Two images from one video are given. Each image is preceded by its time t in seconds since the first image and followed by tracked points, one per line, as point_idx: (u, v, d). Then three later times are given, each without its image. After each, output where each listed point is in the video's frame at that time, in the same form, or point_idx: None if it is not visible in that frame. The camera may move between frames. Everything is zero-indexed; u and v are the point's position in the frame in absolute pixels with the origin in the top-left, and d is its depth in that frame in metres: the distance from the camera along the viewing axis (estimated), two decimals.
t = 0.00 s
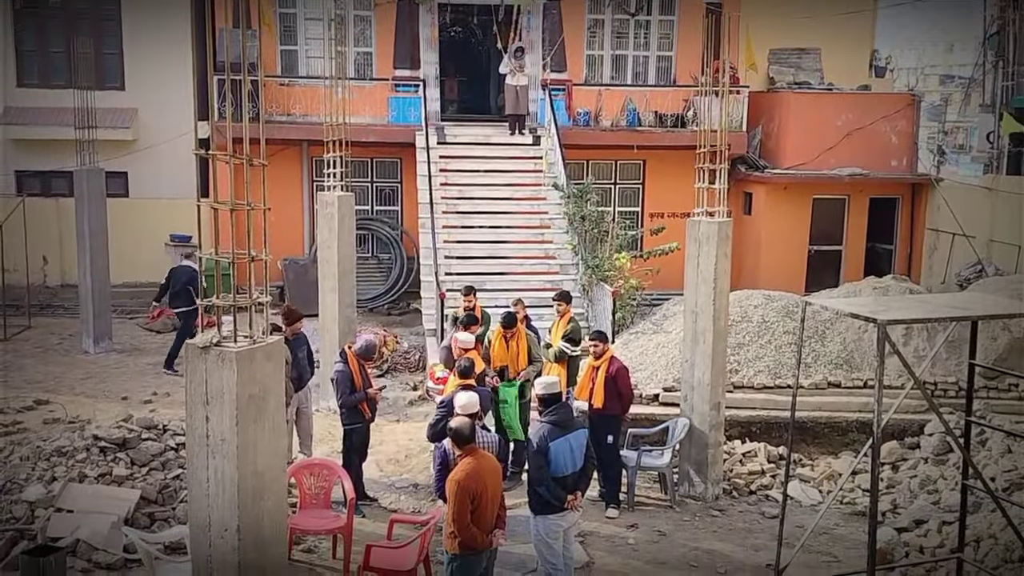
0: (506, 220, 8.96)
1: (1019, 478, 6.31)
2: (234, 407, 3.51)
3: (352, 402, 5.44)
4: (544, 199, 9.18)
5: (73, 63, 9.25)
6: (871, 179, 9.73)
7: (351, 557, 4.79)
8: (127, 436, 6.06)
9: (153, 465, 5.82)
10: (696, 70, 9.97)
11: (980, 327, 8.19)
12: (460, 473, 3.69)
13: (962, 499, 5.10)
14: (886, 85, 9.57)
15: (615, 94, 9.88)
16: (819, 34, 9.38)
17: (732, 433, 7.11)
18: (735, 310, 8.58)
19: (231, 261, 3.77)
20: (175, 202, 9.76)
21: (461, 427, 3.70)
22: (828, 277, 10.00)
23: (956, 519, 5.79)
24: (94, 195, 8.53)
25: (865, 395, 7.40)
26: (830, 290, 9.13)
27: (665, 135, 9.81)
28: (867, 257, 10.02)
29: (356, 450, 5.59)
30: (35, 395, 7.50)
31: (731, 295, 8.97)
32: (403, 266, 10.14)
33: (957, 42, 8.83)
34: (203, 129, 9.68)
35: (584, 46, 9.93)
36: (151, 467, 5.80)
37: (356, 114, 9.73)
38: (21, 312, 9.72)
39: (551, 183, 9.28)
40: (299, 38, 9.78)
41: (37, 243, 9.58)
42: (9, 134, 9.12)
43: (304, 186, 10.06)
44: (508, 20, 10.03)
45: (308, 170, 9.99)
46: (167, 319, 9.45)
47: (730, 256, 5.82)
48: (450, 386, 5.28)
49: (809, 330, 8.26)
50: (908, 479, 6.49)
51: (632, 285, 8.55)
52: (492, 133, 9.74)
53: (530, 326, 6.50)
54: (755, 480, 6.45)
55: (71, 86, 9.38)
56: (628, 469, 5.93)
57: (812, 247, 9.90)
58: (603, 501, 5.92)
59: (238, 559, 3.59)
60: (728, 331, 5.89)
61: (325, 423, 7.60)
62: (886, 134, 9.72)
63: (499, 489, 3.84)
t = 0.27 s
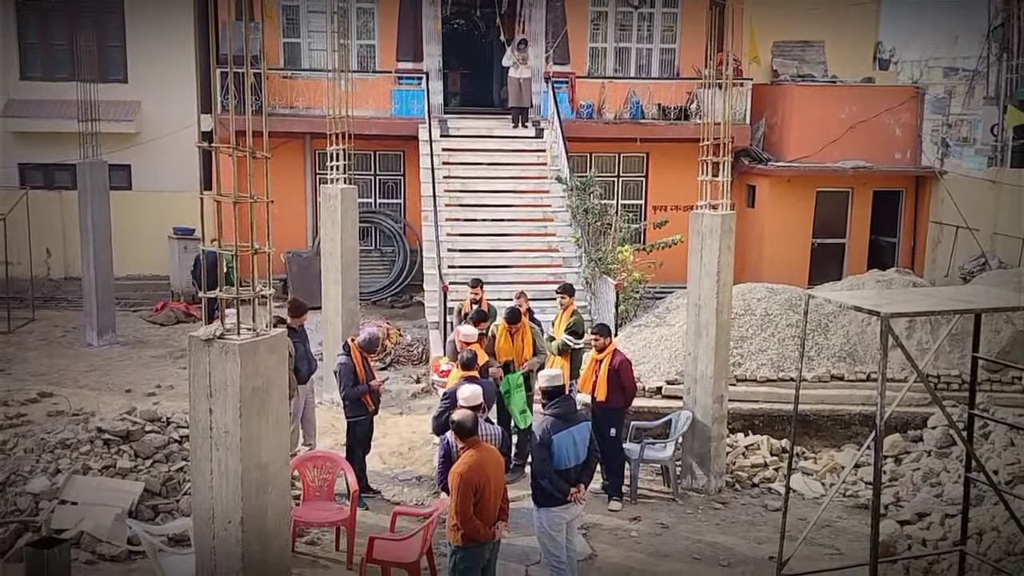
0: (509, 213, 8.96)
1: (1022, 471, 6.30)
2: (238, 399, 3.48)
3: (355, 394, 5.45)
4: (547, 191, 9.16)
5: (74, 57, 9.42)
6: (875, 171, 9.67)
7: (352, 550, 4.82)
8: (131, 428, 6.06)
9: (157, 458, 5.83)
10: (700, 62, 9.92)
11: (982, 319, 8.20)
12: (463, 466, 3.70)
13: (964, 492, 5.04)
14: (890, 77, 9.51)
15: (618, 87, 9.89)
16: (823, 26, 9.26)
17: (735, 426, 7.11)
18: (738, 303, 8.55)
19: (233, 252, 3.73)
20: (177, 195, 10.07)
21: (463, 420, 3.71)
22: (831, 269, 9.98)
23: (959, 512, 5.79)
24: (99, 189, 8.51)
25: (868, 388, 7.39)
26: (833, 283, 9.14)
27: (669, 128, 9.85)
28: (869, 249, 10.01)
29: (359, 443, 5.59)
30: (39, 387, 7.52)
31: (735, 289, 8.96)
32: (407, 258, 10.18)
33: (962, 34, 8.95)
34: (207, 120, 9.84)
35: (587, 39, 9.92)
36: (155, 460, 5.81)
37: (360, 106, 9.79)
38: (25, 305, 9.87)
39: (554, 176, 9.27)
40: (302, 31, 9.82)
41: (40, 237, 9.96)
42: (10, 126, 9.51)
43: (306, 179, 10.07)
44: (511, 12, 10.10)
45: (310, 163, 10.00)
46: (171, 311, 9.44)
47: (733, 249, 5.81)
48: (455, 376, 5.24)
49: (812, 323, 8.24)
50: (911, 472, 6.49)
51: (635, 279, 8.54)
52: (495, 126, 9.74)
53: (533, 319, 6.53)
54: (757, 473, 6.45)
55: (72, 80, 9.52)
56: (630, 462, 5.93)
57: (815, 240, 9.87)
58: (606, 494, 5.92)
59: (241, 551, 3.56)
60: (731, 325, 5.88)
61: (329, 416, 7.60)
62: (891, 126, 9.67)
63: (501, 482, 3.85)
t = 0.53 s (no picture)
0: (515, 207, 8.95)
1: None
2: (245, 393, 3.49)
3: (362, 388, 5.46)
4: (554, 186, 9.16)
5: (85, 52, 9.83)
6: (883, 165, 9.62)
7: (360, 544, 4.85)
8: (138, 422, 6.08)
9: (164, 452, 5.84)
10: (708, 57, 10.08)
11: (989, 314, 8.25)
12: (469, 460, 3.70)
13: (971, 488, 5.00)
14: (898, 71, 9.94)
15: (626, 82, 9.82)
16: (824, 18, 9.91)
17: (742, 421, 7.11)
18: (745, 298, 8.53)
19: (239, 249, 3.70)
20: (184, 190, 10.21)
21: (470, 414, 3.71)
22: (839, 264, 9.97)
23: (967, 507, 5.77)
24: (106, 183, 8.54)
25: (875, 383, 7.38)
26: (840, 278, 9.13)
27: (676, 122, 9.78)
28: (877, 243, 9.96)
29: (366, 438, 5.62)
30: (47, 381, 7.55)
31: (742, 284, 8.94)
32: (413, 254, 10.14)
33: (970, 29, 9.32)
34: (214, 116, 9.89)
35: (593, 34, 10.10)
36: (162, 454, 5.82)
37: (366, 102, 9.78)
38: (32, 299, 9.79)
39: (561, 171, 9.27)
40: (309, 26, 9.87)
41: (48, 232, 10.11)
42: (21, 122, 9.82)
43: (313, 174, 10.10)
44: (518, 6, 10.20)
45: (317, 159, 10.03)
46: (177, 305, 9.46)
47: (740, 244, 5.80)
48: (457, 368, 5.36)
49: (819, 318, 8.23)
50: (918, 467, 6.48)
51: (642, 274, 8.54)
52: (502, 121, 9.75)
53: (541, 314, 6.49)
54: (764, 469, 6.44)
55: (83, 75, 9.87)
56: (637, 458, 5.93)
57: (823, 235, 9.83)
58: (612, 489, 5.92)
59: (249, 545, 3.56)
60: (738, 319, 5.87)
61: (336, 411, 7.62)
62: (898, 121, 9.67)
63: (507, 477, 3.85)
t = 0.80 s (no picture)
0: (521, 202, 8.94)
1: None
2: (250, 388, 3.49)
3: (368, 383, 5.46)
4: (560, 181, 9.15)
5: (92, 47, 9.88)
6: (890, 160, 9.58)
7: (365, 538, 4.86)
8: (145, 416, 6.11)
9: (170, 446, 5.86)
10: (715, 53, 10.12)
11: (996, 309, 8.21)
12: (475, 455, 3.70)
13: (979, 484, 4.96)
14: (906, 66, 9.89)
15: (633, 77, 9.81)
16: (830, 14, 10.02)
17: (747, 416, 7.11)
18: (751, 293, 8.53)
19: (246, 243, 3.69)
20: (191, 185, 10.26)
21: (476, 409, 3.71)
22: (846, 258, 9.97)
23: (973, 502, 5.75)
24: (113, 177, 8.57)
25: (882, 378, 7.37)
26: (847, 273, 9.10)
27: (682, 117, 9.81)
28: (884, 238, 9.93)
29: (371, 432, 5.60)
30: (54, 375, 7.57)
31: (748, 279, 8.92)
32: (420, 249, 10.15)
33: (979, 24, 9.48)
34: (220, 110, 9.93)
35: (600, 28, 10.11)
36: (169, 448, 5.84)
37: (372, 96, 9.80)
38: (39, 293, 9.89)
39: (567, 165, 9.26)
40: (315, 21, 9.88)
41: (56, 226, 10.19)
42: (27, 115, 9.83)
43: (319, 169, 10.10)
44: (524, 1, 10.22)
45: (323, 154, 10.03)
46: (184, 300, 9.48)
47: (746, 239, 5.79)
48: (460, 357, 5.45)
49: (826, 314, 8.22)
50: (924, 463, 6.47)
51: (649, 269, 8.63)
52: (508, 116, 9.74)
53: (547, 309, 6.48)
54: (770, 464, 6.44)
55: (90, 70, 9.89)
56: (642, 453, 5.93)
57: (829, 230, 9.82)
58: (618, 484, 5.92)
59: (255, 539, 3.56)
60: (744, 314, 5.86)
61: (342, 405, 7.63)
62: (906, 116, 9.60)
63: (513, 472, 3.85)
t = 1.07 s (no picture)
0: (524, 199, 8.94)
1: None
2: (253, 384, 3.50)
3: (371, 379, 5.47)
4: (562, 178, 9.15)
5: (95, 44, 9.91)
6: (893, 157, 9.59)
7: (368, 534, 4.87)
8: (148, 412, 6.12)
9: (173, 442, 5.87)
10: (717, 48, 10.04)
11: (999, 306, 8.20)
12: (478, 451, 3.71)
13: (982, 481, 4.95)
14: (909, 62, 9.88)
15: (636, 73, 9.82)
16: (833, 10, 9.94)
17: (750, 413, 7.10)
18: (753, 289, 8.52)
19: (249, 240, 3.67)
20: (194, 182, 10.28)
21: (478, 406, 3.71)
22: (849, 255, 9.95)
23: (976, 499, 5.76)
24: (116, 173, 8.59)
25: (884, 375, 7.36)
26: (850, 270, 9.10)
27: (684, 114, 9.82)
28: (886, 235, 9.93)
29: (374, 429, 5.61)
30: (57, 372, 7.59)
31: (750, 276, 8.92)
32: (422, 246, 10.16)
33: (982, 21, 9.71)
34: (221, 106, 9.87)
35: (603, 25, 10.09)
36: (172, 444, 5.84)
37: (375, 93, 9.83)
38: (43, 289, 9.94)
39: (569, 162, 9.26)
40: (318, 17, 9.88)
41: (60, 223, 10.24)
42: (30, 113, 9.87)
43: (321, 165, 10.10)
44: None
45: (325, 150, 10.03)
46: (187, 297, 9.50)
47: (748, 235, 5.80)
48: (456, 351, 5.44)
49: (828, 311, 8.21)
50: (927, 460, 6.47)
51: (651, 266, 8.60)
52: (510, 112, 9.74)
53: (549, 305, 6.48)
54: (772, 461, 6.43)
55: (93, 67, 9.92)
56: (644, 449, 5.94)
57: (832, 227, 9.81)
58: (620, 480, 5.93)
59: (257, 535, 3.57)
60: (747, 311, 5.85)
61: (344, 402, 7.64)
62: (909, 113, 9.59)
63: (516, 468, 3.86)
